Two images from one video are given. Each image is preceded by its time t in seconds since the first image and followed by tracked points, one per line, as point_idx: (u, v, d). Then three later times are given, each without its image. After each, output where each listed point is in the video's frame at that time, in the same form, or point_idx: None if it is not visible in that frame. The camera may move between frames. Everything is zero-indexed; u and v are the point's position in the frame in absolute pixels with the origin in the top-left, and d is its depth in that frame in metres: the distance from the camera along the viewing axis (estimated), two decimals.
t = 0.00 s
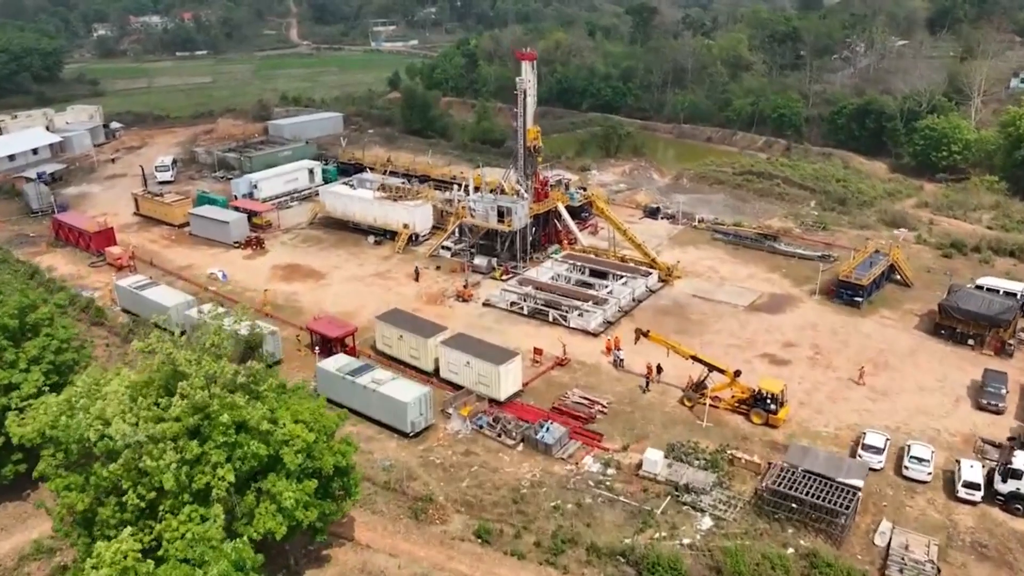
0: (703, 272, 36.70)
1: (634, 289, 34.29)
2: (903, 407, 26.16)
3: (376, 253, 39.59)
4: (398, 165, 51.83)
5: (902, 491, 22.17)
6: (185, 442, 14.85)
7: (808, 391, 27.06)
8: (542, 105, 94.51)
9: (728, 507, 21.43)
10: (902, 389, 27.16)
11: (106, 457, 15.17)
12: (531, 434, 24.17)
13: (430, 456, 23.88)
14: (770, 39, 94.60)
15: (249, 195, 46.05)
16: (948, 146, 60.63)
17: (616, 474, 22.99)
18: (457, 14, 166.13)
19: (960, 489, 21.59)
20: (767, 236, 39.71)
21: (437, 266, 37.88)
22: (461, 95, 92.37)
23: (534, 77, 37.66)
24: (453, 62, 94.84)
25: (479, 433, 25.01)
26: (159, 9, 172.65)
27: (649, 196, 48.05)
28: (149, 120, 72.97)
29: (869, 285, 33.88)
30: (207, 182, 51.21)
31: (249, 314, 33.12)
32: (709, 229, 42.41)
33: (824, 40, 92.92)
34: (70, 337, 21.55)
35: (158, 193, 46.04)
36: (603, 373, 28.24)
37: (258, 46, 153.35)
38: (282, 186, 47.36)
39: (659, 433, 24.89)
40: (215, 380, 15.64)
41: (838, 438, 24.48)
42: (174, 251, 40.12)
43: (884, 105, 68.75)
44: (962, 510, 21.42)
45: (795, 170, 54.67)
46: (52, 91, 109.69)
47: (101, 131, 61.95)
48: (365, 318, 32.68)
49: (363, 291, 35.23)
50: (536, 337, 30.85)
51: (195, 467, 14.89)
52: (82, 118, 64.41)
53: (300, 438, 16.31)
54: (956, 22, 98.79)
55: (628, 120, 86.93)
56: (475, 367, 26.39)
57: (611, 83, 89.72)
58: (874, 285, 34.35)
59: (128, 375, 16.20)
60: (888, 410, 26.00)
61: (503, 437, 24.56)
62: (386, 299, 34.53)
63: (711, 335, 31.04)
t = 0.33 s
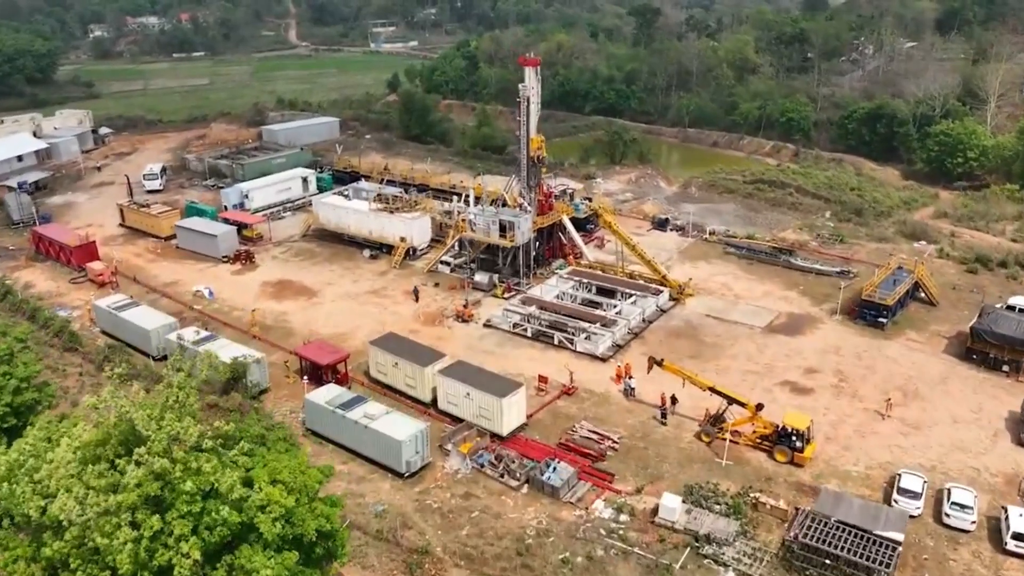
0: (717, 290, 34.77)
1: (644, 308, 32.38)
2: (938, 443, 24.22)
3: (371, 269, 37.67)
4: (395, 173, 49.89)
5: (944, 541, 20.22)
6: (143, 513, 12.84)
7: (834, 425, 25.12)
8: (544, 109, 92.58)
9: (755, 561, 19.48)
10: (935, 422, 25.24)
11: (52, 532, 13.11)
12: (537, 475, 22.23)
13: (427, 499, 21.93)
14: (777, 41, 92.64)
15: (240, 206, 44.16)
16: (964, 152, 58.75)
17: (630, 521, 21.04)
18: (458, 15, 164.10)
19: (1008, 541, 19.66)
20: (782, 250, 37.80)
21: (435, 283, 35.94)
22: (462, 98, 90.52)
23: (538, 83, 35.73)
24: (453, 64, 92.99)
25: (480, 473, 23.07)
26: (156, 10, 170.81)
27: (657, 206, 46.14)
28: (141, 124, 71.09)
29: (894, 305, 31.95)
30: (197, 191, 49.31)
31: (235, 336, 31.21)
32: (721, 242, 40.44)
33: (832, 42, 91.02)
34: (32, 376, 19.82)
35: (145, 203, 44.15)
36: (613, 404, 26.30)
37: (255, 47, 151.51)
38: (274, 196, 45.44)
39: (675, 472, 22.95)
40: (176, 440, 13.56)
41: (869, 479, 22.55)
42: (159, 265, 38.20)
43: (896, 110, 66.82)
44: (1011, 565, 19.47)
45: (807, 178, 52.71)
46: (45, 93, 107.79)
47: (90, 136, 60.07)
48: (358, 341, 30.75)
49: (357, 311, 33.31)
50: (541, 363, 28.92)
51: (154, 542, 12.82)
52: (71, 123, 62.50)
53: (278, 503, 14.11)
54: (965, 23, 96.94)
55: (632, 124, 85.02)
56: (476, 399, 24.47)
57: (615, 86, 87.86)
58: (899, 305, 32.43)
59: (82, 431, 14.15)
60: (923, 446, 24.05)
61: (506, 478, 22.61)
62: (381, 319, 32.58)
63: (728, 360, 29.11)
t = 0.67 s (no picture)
0: (727, 303, 33.36)
1: (652, 322, 30.96)
2: (968, 471, 22.76)
3: (368, 279, 36.25)
4: (393, 178, 48.43)
5: None
6: None
7: (856, 450, 23.67)
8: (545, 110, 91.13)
9: None
10: (963, 447, 23.78)
11: None
12: (541, 508, 20.77)
13: (424, 534, 20.44)
14: (782, 42, 91.19)
15: (232, 213, 42.75)
16: (977, 156, 57.35)
17: (641, 559, 19.56)
18: (458, 15, 162.60)
19: None
20: (795, 260, 36.38)
21: (434, 295, 34.51)
22: (462, 100, 89.14)
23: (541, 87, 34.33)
24: (453, 66, 91.56)
25: (481, 504, 21.60)
26: (155, 11, 169.39)
27: (663, 213, 44.73)
28: (134, 127, 69.62)
29: (913, 320, 30.51)
30: (189, 197, 47.88)
31: (224, 352, 29.79)
32: (730, 252, 38.99)
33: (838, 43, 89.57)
34: None
35: (134, 210, 42.75)
36: (621, 427, 24.87)
37: (254, 48, 150.12)
38: (268, 203, 44.00)
39: (689, 504, 21.49)
40: (140, 496, 12.13)
41: (896, 512, 21.09)
42: (147, 276, 36.76)
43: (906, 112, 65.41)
44: None
45: (817, 183, 51.23)
46: (39, 95, 106.28)
47: (81, 140, 58.59)
48: (353, 358, 29.29)
49: (352, 325, 31.91)
50: (545, 382, 27.51)
51: None
52: (61, 126, 61.04)
53: (258, 560, 12.52)
54: (972, 23, 95.70)
55: (634, 126, 83.67)
56: (476, 424, 23.05)
57: (617, 87, 86.43)
58: (919, 319, 31.01)
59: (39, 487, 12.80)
60: (953, 475, 22.57)
61: (509, 511, 21.16)
62: (377, 334, 31.13)
63: (742, 379, 27.66)
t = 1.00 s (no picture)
0: (739, 316, 31.95)
1: (661, 337, 29.57)
2: (1001, 499, 21.34)
3: (364, 290, 34.85)
4: (391, 183, 47.00)
5: None
6: None
7: (881, 476, 22.24)
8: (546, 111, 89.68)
9: None
10: (994, 474, 22.36)
11: None
12: (547, 542, 19.31)
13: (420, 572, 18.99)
14: (788, 42, 89.78)
15: (225, 219, 41.37)
16: (990, 159, 55.96)
17: None
18: (458, 15, 161.12)
19: None
20: (808, 269, 34.96)
21: (433, 306, 33.13)
22: (462, 101, 87.74)
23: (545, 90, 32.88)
24: (453, 66, 90.16)
25: (482, 538, 20.16)
26: (152, 11, 167.86)
27: (669, 219, 43.34)
28: (128, 129, 68.24)
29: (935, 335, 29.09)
30: (181, 202, 46.49)
31: (212, 368, 28.37)
32: (741, 260, 37.56)
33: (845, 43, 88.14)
34: None
35: (123, 217, 41.37)
36: (631, 452, 23.44)
37: (252, 48, 148.73)
38: (261, 209, 42.60)
39: (705, 537, 20.05)
40: (93, 559, 13.06)
41: (927, 547, 19.66)
42: (135, 286, 35.38)
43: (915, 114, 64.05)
44: None
45: (827, 187, 49.80)
46: (34, 95, 104.79)
47: (71, 143, 57.25)
48: (347, 375, 27.86)
49: (347, 338, 30.51)
50: (550, 402, 26.09)
51: None
52: (52, 128, 59.70)
53: None
54: (979, 23, 94.25)
55: (637, 129, 82.44)
56: (477, 450, 21.63)
57: (620, 89, 85.09)
58: (941, 334, 29.59)
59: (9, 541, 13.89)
60: (986, 504, 21.12)
61: (512, 545, 19.71)
62: (372, 348, 29.71)
63: (757, 398, 26.26)
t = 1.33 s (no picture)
0: (756, 332, 30.13)
1: (674, 356, 27.74)
2: None
3: (358, 303, 33.03)
4: (388, 188, 45.16)
5: None
6: None
7: (918, 516, 20.35)
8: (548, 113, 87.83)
9: None
10: None
11: None
12: None
13: None
14: (795, 42, 87.92)
15: (214, 228, 39.57)
16: (1009, 162, 54.14)
17: None
18: (458, 15, 159.24)
19: None
20: (827, 282, 33.14)
21: (431, 322, 31.32)
22: (462, 102, 85.91)
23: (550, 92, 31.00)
24: (453, 67, 88.32)
25: None
26: (150, 11, 165.96)
27: (678, 227, 41.53)
28: (118, 131, 66.40)
29: (967, 353, 27.22)
30: (169, 209, 44.68)
31: (194, 391, 26.53)
32: (755, 271, 35.71)
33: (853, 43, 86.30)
34: None
35: (107, 224, 39.52)
36: (644, 486, 21.60)
37: (251, 49, 146.88)
38: (252, 216, 40.78)
39: None
40: None
41: None
42: (116, 299, 33.55)
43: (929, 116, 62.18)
44: None
45: (840, 192, 47.94)
46: (27, 96, 102.91)
47: (58, 146, 55.45)
48: (338, 398, 26.01)
49: (339, 357, 28.68)
50: (555, 428, 24.25)
51: None
52: (40, 131, 57.88)
53: None
54: (989, 23, 92.49)
55: (640, 131, 80.83)
56: (478, 487, 19.79)
57: (623, 90, 83.37)
58: (972, 352, 27.73)
59: None
60: None
61: None
62: (366, 368, 27.87)
63: (778, 425, 24.43)
